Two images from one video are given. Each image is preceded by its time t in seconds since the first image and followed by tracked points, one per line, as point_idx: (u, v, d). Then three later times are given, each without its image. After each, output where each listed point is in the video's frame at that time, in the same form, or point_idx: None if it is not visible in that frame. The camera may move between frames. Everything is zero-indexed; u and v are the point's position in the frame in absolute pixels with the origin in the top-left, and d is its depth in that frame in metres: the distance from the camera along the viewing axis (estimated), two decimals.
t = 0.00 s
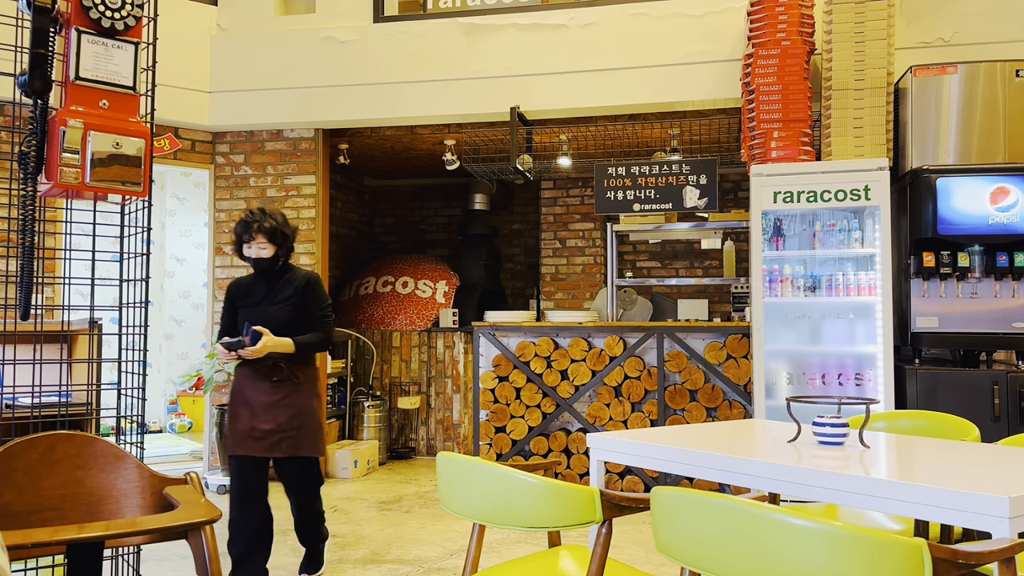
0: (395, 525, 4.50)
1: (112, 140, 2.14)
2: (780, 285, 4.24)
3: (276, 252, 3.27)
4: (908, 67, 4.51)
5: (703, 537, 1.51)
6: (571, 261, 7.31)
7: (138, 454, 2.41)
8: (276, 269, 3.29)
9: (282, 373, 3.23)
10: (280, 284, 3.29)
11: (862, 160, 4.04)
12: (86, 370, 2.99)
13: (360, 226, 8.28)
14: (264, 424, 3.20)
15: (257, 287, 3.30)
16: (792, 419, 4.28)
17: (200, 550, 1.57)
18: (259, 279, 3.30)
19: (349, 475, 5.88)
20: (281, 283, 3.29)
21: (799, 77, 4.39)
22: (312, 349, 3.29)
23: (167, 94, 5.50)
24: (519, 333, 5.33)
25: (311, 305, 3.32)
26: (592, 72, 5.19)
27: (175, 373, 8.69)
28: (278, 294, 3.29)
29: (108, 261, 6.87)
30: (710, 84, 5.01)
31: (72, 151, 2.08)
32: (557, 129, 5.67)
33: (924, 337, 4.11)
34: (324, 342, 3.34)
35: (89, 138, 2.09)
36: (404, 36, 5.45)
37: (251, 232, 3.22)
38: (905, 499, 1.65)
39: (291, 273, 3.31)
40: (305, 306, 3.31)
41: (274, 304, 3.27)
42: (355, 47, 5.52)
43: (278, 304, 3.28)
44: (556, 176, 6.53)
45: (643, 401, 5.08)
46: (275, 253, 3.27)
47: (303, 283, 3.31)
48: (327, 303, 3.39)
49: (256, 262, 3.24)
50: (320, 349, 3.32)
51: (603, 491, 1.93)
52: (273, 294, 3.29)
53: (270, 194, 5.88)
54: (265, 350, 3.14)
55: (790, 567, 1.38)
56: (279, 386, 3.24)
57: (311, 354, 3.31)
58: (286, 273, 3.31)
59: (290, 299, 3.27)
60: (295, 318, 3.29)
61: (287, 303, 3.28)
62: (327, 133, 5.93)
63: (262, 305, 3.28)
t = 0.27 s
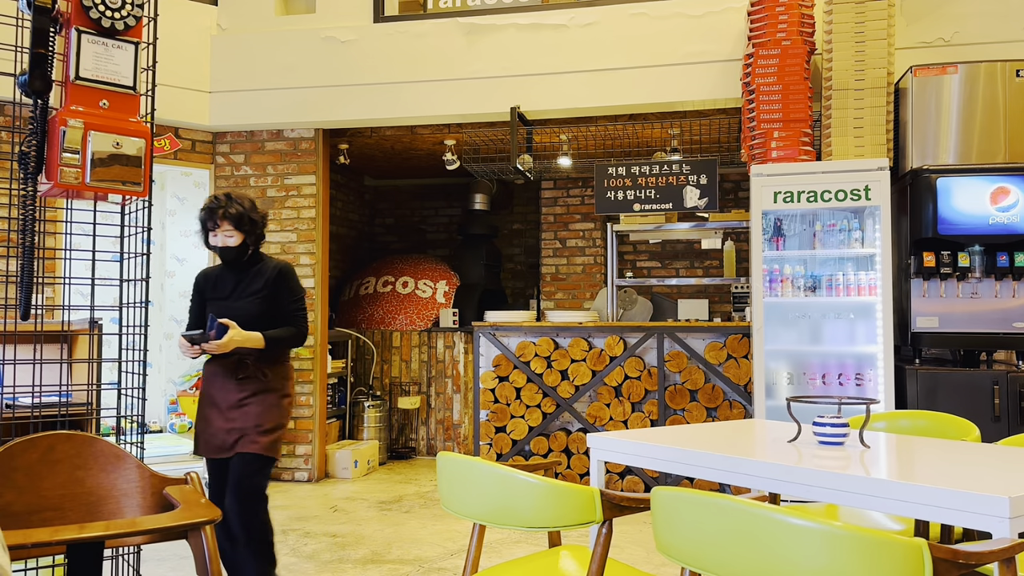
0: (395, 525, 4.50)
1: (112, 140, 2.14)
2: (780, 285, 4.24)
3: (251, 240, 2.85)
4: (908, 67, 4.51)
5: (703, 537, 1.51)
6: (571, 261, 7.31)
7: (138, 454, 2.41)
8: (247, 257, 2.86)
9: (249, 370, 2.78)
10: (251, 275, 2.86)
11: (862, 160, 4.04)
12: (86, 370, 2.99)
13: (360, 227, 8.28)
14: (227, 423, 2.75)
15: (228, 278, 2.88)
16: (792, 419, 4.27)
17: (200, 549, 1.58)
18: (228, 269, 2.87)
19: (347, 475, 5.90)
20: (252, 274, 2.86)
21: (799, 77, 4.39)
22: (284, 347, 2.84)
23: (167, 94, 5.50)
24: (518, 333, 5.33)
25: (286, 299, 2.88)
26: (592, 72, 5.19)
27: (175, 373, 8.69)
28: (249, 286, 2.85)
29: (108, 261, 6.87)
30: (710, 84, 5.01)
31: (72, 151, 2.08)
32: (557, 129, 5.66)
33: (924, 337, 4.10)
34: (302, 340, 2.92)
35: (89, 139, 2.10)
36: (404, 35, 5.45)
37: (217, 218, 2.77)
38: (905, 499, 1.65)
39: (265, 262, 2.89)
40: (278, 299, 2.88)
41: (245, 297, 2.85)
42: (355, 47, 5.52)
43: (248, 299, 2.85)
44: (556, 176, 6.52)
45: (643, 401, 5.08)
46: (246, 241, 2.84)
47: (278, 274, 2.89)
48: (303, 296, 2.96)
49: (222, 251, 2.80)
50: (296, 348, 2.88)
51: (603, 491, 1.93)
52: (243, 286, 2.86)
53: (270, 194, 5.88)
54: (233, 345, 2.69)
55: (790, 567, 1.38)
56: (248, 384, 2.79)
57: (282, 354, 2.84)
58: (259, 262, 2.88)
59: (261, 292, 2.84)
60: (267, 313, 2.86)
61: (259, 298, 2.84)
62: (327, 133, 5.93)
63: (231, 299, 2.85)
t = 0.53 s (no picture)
0: (395, 525, 4.50)
1: (112, 140, 2.14)
2: (781, 285, 4.23)
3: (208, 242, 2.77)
4: (908, 67, 4.51)
5: (703, 537, 1.51)
6: (571, 261, 7.31)
7: (138, 454, 2.41)
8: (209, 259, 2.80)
9: (203, 382, 2.74)
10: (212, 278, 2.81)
11: (862, 160, 4.04)
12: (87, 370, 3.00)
13: (360, 226, 8.28)
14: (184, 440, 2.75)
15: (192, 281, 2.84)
16: (792, 419, 4.27)
17: (200, 550, 1.58)
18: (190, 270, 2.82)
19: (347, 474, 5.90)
20: (214, 277, 2.81)
21: (799, 77, 4.39)
22: (245, 353, 2.79)
23: (166, 94, 5.50)
24: (519, 333, 5.33)
25: (247, 304, 2.84)
26: (592, 72, 5.19)
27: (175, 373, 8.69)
28: (210, 290, 2.81)
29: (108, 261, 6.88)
30: (710, 84, 5.01)
31: (72, 151, 2.08)
32: (557, 129, 5.67)
33: (924, 337, 4.10)
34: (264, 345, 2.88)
35: (89, 139, 2.09)
36: (405, 35, 5.45)
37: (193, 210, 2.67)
38: (905, 499, 1.65)
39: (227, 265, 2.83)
40: (240, 304, 2.83)
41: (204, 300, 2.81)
42: (356, 47, 5.52)
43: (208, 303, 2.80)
44: (556, 176, 6.52)
45: (643, 401, 5.08)
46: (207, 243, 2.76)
47: (240, 277, 2.83)
48: (267, 300, 2.91)
49: (182, 251, 2.74)
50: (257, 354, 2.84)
51: (603, 491, 1.93)
52: (206, 290, 2.82)
53: (270, 194, 5.88)
54: (183, 354, 2.65)
55: (790, 567, 1.38)
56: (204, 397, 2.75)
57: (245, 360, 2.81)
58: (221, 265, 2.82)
59: (221, 297, 2.79)
60: (227, 318, 2.81)
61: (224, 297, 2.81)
62: (327, 133, 5.93)
63: (192, 302, 2.82)
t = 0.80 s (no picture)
0: (395, 525, 4.50)
1: (112, 140, 2.14)
2: (781, 285, 4.23)
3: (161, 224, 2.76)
4: (908, 67, 4.51)
5: (703, 536, 1.51)
6: (571, 261, 7.31)
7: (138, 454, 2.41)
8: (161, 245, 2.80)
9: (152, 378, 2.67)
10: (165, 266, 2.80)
11: (862, 160, 4.04)
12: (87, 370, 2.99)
13: (361, 226, 8.29)
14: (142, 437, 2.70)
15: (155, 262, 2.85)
16: (792, 419, 4.27)
17: (200, 549, 1.58)
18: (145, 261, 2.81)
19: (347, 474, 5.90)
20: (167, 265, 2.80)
21: (799, 77, 4.39)
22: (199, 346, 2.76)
23: (166, 94, 5.50)
24: (519, 333, 5.33)
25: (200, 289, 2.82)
26: (592, 72, 5.19)
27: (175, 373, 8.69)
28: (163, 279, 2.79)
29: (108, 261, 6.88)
30: (710, 84, 5.01)
31: (72, 151, 2.08)
32: (557, 129, 5.67)
33: (924, 337, 4.10)
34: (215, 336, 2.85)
35: (89, 138, 2.09)
36: (405, 35, 5.45)
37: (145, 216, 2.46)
38: (905, 500, 1.65)
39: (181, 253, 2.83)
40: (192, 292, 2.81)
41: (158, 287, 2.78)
42: (356, 47, 5.52)
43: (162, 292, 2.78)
44: (556, 176, 6.52)
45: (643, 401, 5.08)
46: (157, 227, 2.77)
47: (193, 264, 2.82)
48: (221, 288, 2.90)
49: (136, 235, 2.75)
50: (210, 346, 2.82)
51: (603, 491, 1.93)
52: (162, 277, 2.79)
53: (270, 194, 5.88)
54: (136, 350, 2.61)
55: (790, 567, 1.38)
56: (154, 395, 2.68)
57: (201, 350, 2.79)
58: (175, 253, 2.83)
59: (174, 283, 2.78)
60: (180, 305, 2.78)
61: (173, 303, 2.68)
62: (327, 133, 5.93)
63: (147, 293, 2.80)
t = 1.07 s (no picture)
0: (395, 525, 4.50)
1: (112, 140, 2.13)
2: (781, 285, 4.23)
3: (107, 255, 3.05)
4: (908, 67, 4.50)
5: (703, 536, 1.51)
6: (572, 261, 7.31)
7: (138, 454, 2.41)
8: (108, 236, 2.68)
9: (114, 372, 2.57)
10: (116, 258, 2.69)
11: (862, 160, 4.04)
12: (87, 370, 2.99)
13: (361, 226, 8.29)
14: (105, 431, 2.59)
15: (81, 300, 3.10)
16: (793, 419, 4.27)
17: (200, 549, 1.58)
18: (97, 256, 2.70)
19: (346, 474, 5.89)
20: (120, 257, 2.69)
21: (799, 77, 4.39)
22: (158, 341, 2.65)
23: (166, 94, 5.50)
24: (519, 334, 5.33)
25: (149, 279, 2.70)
26: (592, 72, 5.19)
27: (176, 373, 8.69)
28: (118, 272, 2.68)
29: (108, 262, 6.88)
30: (710, 84, 5.01)
31: (72, 151, 2.08)
32: (557, 128, 5.67)
33: (925, 337, 4.10)
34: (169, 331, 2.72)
35: (89, 139, 2.09)
36: (405, 35, 5.45)
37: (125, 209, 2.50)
38: (905, 500, 1.65)
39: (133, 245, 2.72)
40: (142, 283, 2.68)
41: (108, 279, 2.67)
42: (356, 47, 5.52)
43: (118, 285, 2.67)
44: (556, 176, 6.52)
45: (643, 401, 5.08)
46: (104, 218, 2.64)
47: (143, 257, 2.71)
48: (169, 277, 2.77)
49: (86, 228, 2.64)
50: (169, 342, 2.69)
51: (603, 491, 1.93)
52: (110, 301, 3.01)
53: (271, 194, 5.87)
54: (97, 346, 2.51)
55: (790, 567, 1.38)
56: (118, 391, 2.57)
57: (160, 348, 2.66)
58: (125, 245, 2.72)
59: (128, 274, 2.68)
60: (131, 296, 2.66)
61: (155, 301, 2.78)
62: (327, 133, 5.92)
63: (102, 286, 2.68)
